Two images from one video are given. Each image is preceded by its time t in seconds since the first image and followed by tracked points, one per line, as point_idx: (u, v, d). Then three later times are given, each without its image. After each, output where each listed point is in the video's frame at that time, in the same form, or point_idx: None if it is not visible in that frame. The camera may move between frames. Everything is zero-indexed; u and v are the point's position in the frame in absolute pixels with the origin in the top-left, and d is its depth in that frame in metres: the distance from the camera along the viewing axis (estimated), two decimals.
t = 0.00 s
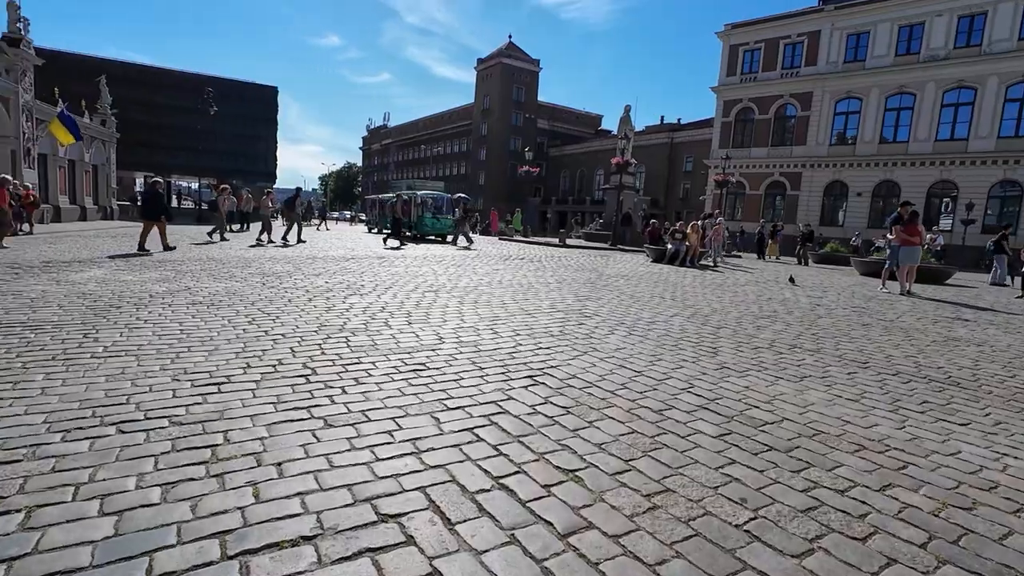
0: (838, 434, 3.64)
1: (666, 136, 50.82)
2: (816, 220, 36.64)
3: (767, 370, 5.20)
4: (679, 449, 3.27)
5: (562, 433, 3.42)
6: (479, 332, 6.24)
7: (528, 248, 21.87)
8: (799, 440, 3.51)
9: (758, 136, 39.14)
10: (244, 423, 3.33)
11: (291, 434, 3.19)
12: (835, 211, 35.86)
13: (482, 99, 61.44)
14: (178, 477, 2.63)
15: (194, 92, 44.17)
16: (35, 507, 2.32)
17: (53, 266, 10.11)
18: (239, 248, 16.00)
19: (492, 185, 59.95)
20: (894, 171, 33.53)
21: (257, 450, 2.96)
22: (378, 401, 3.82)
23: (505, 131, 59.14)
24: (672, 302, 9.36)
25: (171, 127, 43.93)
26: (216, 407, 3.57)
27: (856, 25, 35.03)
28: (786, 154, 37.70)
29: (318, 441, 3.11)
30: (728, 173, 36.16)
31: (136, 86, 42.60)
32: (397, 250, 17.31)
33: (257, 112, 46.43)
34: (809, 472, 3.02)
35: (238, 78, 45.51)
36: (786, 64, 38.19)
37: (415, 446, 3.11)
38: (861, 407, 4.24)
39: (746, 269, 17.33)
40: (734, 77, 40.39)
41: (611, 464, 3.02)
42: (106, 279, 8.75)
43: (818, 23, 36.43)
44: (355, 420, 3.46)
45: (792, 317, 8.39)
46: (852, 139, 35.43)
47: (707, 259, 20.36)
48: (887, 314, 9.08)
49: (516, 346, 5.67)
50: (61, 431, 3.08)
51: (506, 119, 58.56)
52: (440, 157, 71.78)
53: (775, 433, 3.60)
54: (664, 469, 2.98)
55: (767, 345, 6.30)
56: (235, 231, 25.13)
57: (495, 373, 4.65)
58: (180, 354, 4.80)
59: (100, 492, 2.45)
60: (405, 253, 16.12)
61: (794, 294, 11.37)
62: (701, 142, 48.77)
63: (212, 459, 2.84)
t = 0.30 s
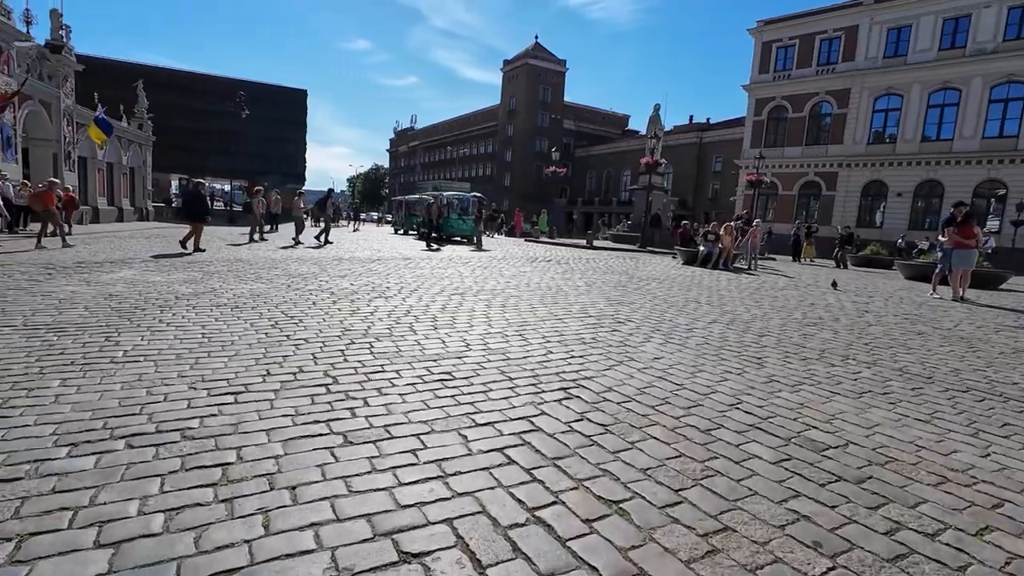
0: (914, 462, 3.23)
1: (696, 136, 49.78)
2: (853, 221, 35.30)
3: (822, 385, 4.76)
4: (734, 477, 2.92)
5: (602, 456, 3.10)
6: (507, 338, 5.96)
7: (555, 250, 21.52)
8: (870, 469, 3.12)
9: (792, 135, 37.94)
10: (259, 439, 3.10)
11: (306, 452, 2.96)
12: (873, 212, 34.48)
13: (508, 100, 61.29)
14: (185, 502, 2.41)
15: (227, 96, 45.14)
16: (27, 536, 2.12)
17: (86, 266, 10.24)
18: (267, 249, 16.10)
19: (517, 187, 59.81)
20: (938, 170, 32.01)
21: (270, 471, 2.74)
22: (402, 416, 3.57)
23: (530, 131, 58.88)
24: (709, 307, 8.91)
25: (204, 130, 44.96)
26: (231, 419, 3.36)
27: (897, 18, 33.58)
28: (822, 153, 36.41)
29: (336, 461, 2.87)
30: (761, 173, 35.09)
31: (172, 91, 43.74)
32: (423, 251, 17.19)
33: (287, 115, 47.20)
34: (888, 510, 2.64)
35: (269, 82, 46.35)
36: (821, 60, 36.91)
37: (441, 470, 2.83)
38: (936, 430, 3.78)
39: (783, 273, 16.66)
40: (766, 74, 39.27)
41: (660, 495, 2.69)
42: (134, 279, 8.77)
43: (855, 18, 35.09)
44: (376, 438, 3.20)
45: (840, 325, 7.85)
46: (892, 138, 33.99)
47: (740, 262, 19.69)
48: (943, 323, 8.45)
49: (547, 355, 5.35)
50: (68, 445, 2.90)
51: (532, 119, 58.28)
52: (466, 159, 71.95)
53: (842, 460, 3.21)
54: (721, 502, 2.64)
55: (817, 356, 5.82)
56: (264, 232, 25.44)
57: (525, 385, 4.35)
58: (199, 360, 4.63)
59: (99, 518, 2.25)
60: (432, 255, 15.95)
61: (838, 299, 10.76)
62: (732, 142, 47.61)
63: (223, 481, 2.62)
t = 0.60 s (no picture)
0: (1010, 503, 2.78)
1: (731, 136, 48.47)
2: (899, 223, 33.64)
3: (887, 406, 4.29)
4: (799, 516, 2.55)
5: (645, 487, 2.76)
6: (537, 346, 5.64)
7: (586, 252, 21.10)
8: (960, 510, 2.69)
9: (833, 134, 36.48)
10: (270, 458, 2.88)
11: (318, 476, 2.71)
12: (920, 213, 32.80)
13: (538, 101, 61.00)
14: (182, 535, 2.18)
15: (263, 100, 46.19)
16: (5, 571, 1.92)
17: (123, 267, 10.41)
18: (298, 250, 16.17)
19: (547, 188, 59.46)
20: (992, 169, 30.18)
21: (278, 497, 2.50)
22: (424, 434, 3.30)
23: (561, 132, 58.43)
24: (751, 314, 8.40)
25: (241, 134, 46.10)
26: (242, 435, 3.14)
27: (948, 10, 31.88)
28: (865, 152, 34.85)
29: (350, 487, 2.61)
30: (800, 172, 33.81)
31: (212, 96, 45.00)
32: (452, 253, 17.03)
33: (321, 118, 48.03)
34: (990, 565, 2.23)
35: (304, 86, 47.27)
36: (865, 56, 35.37)
37: (466, 502, 2.55)
38: None
39: (826, 277, 15.85)
40: (806, 71, 37.90)
41: (716, 539, 2.35)
42: (165, 281, 8.82)
43: (902, 11, 33.46)
44: (395, 459, 2.94)
45: (897, 335, 7.25)
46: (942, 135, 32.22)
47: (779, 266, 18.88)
48: (1014, 334, 7.71)
49: (580, 365, 5.00)
50: (69, 462, 2.72)
51: (562, 120, 57.82)
52: (496, 160, 71.97)
53: (925, 498, 2.79)
54: (789, 553, 2.26)
55: (877, 370, 5.32)
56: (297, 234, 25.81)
57: (558, 400, 4.02)
58: (218, 366, 4.46)
59: (88, 551, 2.05)
60: (461, 257, 15.80)
61: (890, 306, 10.06)
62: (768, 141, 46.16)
63: (227, 508, 2.39)
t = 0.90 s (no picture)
0: None
1: (766, 134, 47.06)
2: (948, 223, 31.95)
3: (966, 429, 3.82)
4: (884, 568, 2.18)
5: (700, 525, 2.43)
6: (570, 356, 5.32)
7: (617, 254, 20.65)
8: None
9: (876, 131, 34.94)
10: (286, 481, 2.66)
11: (336, 503, 2.48)
12: (972, 213, 31.10)
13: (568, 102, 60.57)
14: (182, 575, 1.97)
15: (297, 105, 47.10)
16: None
17: (159, 270, 10.57)
18: (328, 253, 16.24)
19: (576, 189, 58.90)
20: None
21: (290, 529, 2.27)
22: (451, 455, 3.03)
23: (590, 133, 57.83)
24: (797, 321, 7.90)
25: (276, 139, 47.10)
26: (258, 453, 2.93)
27: None
28: (911, 149, 33.24)
29: (369, 519, 2.37)
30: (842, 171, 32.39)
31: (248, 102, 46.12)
32: (481, 256, 16.86)
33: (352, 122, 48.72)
34: None
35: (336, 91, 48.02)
36: (910, 49, 33.78)
37: (497, 541, 2.27)
38: None
39: (873, 281, 15.06)
40: (847, 66, 36.44)
41: None
42: (195, 284, 8.81)
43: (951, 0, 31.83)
44: (419, 485, 2.69)
45: (963, 345, 6.65)
46: (995, 131, 30.47)
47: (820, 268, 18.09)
48: None
49: (617, 378, 4.66)
50: (75, 482, 2.55)
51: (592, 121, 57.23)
52: (525, 162, 71.82)
53: None
54: None
55: (948, 387, 4.80)
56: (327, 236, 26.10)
57: (596, 418, 3.70)
58: (240, 375, 4.29)
59: None
60: (490, 259, 15.61)
61: (949, 312, 9.37)
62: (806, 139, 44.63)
63: (235, 542, 2.17)
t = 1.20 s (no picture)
0: None
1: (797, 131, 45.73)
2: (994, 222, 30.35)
3: None
4: None
5: (760, 572, 2.11)
6: (600, 364, 5.00)
7: (644, 256, 20.18)
8: None
9: (915, 126, 33.52)
10: (294, 507, 2.44)
11: (348, 535, 2.24)
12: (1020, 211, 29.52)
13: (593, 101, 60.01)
14: None
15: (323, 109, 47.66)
16: None
17: (184, 272, 10.61)
18: (351, 254, 16.21)
19: (600, 189, 58.26)
20: None
21: (296, 566, 2.04)
22: (474, 478, 2.77)
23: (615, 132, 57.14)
24: (842, 327, 7.40)
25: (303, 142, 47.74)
26: (266, 473, 2.72)
27: None
28: (953, 145, 31.76)
29: (384, 555, 2.12)
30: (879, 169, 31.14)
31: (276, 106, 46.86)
32: (505, 257, 16.62)
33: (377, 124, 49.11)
34: None
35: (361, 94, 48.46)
36: (952, 41, 32.32)
37: None
38: None
39: (916, 284, 14.29)
40: (884, 60, 35.08)
41: None
42: (219, 287, 8.77)
43: None
44: (440, 513, 2.43)
45: None
46: None
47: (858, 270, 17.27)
48: None
49: (653, 389, 4.34)
50: (71, 505, 2.37)
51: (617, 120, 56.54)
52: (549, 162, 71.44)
53: None
54: None
55: (1022, 404, 4.33)
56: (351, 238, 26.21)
57: (632, 436, 3.39)
58: (256, 384, 4.11)
59: None
60: (514, 261, 15.35)
61: (1006, 317, 8.72)
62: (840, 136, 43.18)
63: None
